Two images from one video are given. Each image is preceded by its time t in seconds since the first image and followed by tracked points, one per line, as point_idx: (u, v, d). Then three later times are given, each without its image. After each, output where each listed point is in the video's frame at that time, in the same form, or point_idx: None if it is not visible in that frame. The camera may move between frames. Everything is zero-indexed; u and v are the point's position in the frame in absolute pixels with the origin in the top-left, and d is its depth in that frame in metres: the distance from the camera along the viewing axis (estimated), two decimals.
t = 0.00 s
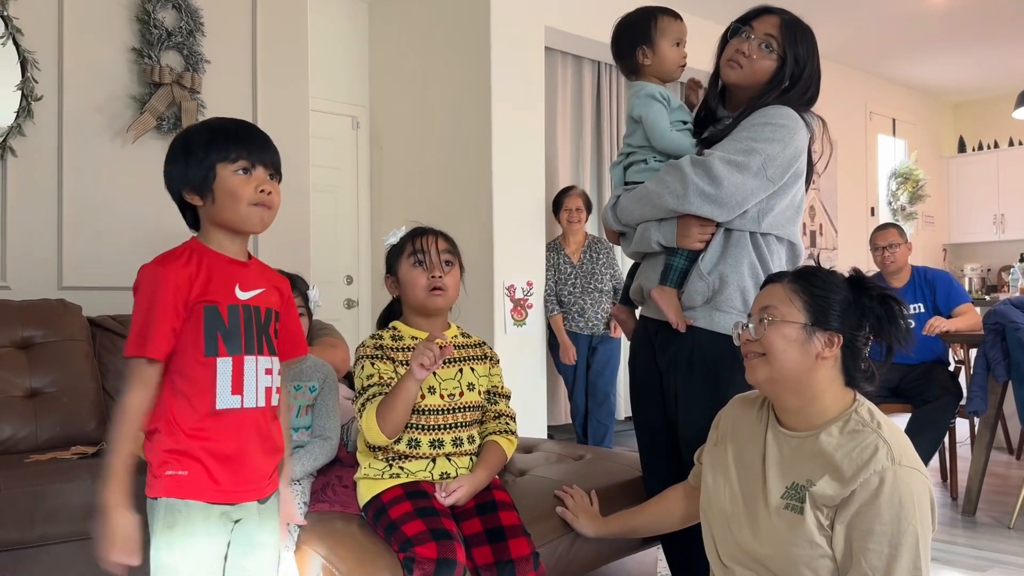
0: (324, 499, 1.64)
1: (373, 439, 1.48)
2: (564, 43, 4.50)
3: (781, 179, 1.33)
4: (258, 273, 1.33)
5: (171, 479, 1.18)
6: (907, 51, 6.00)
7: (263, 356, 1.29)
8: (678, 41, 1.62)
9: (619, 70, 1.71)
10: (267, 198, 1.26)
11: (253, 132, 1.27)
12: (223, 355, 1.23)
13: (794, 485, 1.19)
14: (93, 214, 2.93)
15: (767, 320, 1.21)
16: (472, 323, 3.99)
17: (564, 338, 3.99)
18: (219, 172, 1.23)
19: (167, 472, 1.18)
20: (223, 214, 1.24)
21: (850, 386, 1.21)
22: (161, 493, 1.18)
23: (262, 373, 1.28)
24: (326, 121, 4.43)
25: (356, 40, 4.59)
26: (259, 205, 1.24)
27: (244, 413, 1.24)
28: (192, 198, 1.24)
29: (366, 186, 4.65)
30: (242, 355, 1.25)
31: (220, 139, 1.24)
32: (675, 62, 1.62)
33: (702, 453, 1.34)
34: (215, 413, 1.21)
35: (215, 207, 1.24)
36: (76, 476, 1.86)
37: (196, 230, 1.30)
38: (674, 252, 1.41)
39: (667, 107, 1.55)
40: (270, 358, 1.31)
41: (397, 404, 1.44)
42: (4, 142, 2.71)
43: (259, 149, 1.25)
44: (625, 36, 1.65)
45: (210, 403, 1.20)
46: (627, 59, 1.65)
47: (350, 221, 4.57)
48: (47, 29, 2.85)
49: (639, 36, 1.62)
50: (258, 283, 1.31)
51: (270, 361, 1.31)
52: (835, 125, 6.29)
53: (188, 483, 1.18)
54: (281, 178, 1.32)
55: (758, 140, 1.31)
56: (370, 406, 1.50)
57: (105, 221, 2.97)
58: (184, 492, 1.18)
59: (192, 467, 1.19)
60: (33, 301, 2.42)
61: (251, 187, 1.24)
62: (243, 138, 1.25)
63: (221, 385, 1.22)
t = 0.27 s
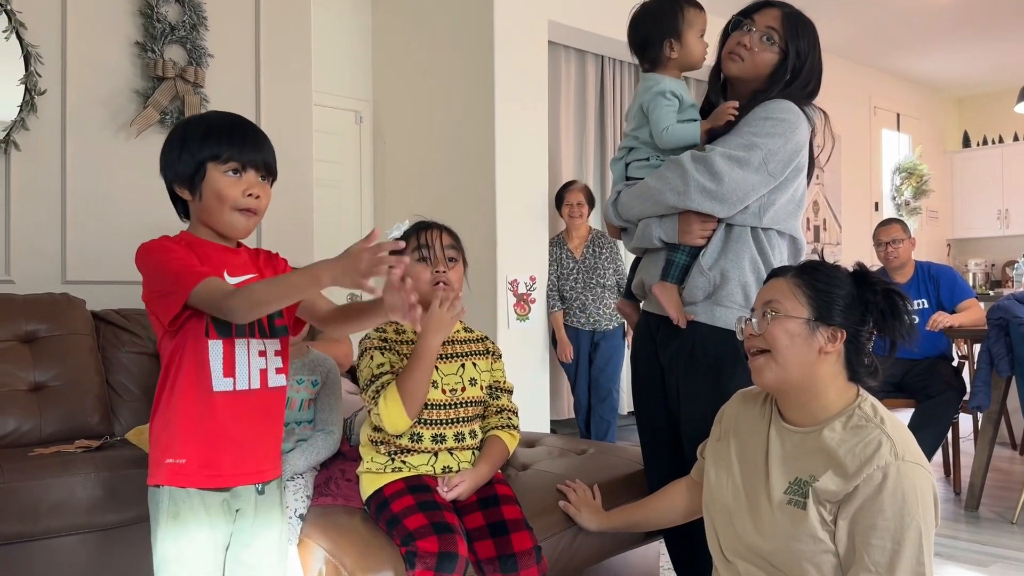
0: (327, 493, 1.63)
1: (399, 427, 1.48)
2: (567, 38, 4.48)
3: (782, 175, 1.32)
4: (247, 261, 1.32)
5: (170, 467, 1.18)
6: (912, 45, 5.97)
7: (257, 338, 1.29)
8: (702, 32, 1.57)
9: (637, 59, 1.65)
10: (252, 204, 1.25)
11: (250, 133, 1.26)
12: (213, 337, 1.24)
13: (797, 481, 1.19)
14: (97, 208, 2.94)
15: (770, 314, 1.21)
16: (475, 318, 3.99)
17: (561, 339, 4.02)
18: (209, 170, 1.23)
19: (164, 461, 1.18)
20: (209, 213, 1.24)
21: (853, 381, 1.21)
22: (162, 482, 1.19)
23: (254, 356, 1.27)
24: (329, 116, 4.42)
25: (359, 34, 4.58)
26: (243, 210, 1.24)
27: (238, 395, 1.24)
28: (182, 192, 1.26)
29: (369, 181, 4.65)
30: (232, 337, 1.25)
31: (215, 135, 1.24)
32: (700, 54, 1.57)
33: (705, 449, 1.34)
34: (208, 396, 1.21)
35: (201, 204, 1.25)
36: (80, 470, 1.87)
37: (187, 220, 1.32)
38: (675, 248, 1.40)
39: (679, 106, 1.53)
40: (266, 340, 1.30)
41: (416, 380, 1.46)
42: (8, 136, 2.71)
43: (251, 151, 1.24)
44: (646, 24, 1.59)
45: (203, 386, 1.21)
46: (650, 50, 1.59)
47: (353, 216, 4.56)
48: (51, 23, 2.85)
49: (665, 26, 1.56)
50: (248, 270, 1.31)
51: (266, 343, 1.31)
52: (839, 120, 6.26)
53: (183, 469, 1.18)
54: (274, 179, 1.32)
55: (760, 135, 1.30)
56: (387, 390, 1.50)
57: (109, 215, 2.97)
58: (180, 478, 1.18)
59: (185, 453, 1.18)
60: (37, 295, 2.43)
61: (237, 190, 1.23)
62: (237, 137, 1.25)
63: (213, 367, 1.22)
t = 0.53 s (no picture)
0: (329, 489, 1.64)
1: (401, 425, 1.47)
2: (570, 34, 4.48)
3: (789, 174, 1.32)
4: (269, 264, 1.33)
5: (177, 471, 1.18)
6: (916, 42, 5.95)
7: (275, 346, 1.30)
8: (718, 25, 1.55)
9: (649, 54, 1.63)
10: (273, 193, 1.25)
11: (266, 124, 1.27)
12: (234, 345, 1.23)
13: (799, 478, 1.19)
14: (99, 204, 2.94)
15: (773, 312, 1.21)
16: (477, 314, 3.99)
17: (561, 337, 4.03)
18: (228, 162, 1.23)
19: (174, 464, 1.18)
20: (231, 206, 1.24)
21: (856, 378, 1.21)
22: (168, 486, 1.19)
23: (273, 363, 1.28)
24: (330, 112, 4.42)
25: (361, 30, 4.57)
26: (264, 199, 1.24)
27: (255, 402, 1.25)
28: (201, 188, 1.25)
29: (371, 177, 4.64)
30: (252, 346, 1.25)
31: (230, 130, 1.24)
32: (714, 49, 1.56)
33: (707, 446, 1.34)
34: (225, 403, 1.21)
35: (222, 198, 1.24)
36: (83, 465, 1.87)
37: (208, 219, 1.31)
38: (681, 246, 1.40)
39: (682, 104, 1.54)
40: (279, 347, 1.32)
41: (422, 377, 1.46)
42: (11, 132, 2.71)
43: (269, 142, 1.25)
44: (660, 19, 1.56)
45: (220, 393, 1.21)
46: (665, 44, 1.57)
47: (355, 213, 4.56)
48: (53, 19, 2.85)
49: (680, 21, 1.53)
50: (269, 273, 1.32)
51: (280, 350, 1.32)
52: (841, 117, 6.25)
53: (195, 474, 1.19)
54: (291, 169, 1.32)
55: (768, 134, 1.30)
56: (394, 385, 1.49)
57: (112, 211, 2.97)
58: (190, 481, 1.19)
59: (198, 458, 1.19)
60: (39, 291, 2.43)
61: (257, 180, 1.24)
62: (253, 129, 1.25)
63: (231, 376, 1.22)
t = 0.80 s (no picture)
0: (331, 487, 1.64)
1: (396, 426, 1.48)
2: (572, 33, 4.47)
3: (793, 172, 1.32)
4: (275, 261, 1.34)
5: (184, 470, 1.18)
6: (918, 42, 5.95)
7: (280, 345, 1.31)
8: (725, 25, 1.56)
9: (656, 55, 1.62)
10: (283, 188, 1.26)
11: (273, 120, 1.28)
12: (240, 344, 1.24)
13: (801, 478, 1.19)
14: (102, 201, 2.94)
15: (775, 312, 1.21)
16: (479, 313, 3.99)
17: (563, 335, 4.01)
18: (237, 159, 1.23)
19: (180, 463, 1.18)
20: (241, 203, 1.24)
21: (858, 377, 1.21)
22: (174, 484, 1.19)
23: (278, 362, 1.30)
24: (332, 111, 4.42)
25: (363, 28, 4.57)
26: (277, 195, 1.25)
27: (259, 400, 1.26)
28: (211, 185, 1.25)
29: (373, 176, 4.65)
30: (258, 344, 1.26)
31: (238, 126, 1.25)
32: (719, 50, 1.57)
33: (709, 445, 1.34)
34: (231, 400, 1.22)
35: (232, 194, 1.24)
36: (85, 463, 1.88)
37: (213, 217, 1.30)
38: (685, 245, 1.40)
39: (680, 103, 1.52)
40: (283, 345, 1.32)
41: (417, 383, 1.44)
42: (13, 130, 2.71)
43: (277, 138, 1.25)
44: (669, 20, 1.55)
45: (226, 391, 1.21)
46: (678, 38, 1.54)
47: (357, 211, 4.56)
48: (56, 17, 2.85)
49: (687, 21, 1.52)
50: (275, 271, 1.32)
51: (286, 349, 1.33)
52: (843, 116, 6.25)
53: (202, 473, 1.19)
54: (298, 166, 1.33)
55: (770, 132, 1.30)
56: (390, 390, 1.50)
57: (114, 208, 2.98)
58: (196, 481, 1.18)
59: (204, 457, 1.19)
60: (41, 289, 2.43)
61: (267, 176, 1.24)
62: (260, 126, 1.26)
63: (237, 374, 1.23)
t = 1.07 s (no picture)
0: (333, 488, 1.64)
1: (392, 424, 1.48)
2: (574, 33, 4.47)
3: (796, 173, 1.32)
4: (259, 255, 1.33)
5: (180, 460, 1.19)
6: (921, 42, 5.94)
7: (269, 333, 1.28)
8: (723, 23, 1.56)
9: (654, 53, 1.62)
10: (284, 205, 1.27)
11: (281, 130, 1.27)
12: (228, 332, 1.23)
13: (804, 479, 1.19)
14: (104, 201, 2.95)
15: (780, 312, 1.21)
16: (481, 313, 3.99)
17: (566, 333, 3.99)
18: (246, 169, 1.23)
19: (176, 454, 1.19)
20: (241, 210, 1.25)
21: (862, 378, 1.21)
22: (171, 474, 1.20)
23: (267, 348, 1.26)
24: (335, 110, 4.42)
25: (366, 28, 4.57)
26: (276, 213, 1.26)
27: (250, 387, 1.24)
28: (211, 186, 1.24)
29: (375, 176, 4.65)
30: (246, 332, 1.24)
31: (251, 132, 1.24)
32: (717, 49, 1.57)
33: (712, 446, 1.34)
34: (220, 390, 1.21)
35: (234, 200, 1.24)
36: (87, 462, 1.88)
37: (202, 210, 1.29)
38: (687, 245, 1.40)
39: (682, 103, 1.53)
40: (276, 333, 1.29)
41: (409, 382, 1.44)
42: (16, 130, 2.72)
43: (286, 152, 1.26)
44: (667, 18, 1.54)
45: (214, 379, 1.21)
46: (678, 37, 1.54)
47: (359, 211, 4.56)
48: (59, 17, 2.85)
49: (688, 19, 1.52)
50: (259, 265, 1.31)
51: (276, 336, 1.29)
52: (846, 115, 6.25)
53: (195, 464, 1.19)
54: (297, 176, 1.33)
55: (775, 133, 1.30)
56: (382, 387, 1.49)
57: (117, 208, 2.98)
58: (190, 472, 1.19)
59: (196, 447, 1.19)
60: (43, 289, 2.44)
61: (272, 193, 1.25)
62: (271, 136, 1.25)
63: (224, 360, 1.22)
